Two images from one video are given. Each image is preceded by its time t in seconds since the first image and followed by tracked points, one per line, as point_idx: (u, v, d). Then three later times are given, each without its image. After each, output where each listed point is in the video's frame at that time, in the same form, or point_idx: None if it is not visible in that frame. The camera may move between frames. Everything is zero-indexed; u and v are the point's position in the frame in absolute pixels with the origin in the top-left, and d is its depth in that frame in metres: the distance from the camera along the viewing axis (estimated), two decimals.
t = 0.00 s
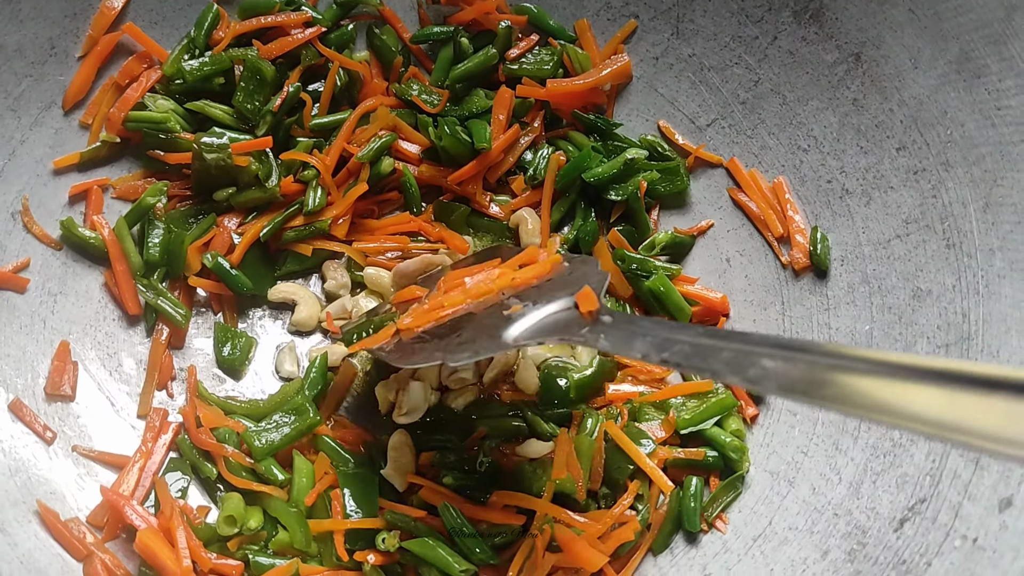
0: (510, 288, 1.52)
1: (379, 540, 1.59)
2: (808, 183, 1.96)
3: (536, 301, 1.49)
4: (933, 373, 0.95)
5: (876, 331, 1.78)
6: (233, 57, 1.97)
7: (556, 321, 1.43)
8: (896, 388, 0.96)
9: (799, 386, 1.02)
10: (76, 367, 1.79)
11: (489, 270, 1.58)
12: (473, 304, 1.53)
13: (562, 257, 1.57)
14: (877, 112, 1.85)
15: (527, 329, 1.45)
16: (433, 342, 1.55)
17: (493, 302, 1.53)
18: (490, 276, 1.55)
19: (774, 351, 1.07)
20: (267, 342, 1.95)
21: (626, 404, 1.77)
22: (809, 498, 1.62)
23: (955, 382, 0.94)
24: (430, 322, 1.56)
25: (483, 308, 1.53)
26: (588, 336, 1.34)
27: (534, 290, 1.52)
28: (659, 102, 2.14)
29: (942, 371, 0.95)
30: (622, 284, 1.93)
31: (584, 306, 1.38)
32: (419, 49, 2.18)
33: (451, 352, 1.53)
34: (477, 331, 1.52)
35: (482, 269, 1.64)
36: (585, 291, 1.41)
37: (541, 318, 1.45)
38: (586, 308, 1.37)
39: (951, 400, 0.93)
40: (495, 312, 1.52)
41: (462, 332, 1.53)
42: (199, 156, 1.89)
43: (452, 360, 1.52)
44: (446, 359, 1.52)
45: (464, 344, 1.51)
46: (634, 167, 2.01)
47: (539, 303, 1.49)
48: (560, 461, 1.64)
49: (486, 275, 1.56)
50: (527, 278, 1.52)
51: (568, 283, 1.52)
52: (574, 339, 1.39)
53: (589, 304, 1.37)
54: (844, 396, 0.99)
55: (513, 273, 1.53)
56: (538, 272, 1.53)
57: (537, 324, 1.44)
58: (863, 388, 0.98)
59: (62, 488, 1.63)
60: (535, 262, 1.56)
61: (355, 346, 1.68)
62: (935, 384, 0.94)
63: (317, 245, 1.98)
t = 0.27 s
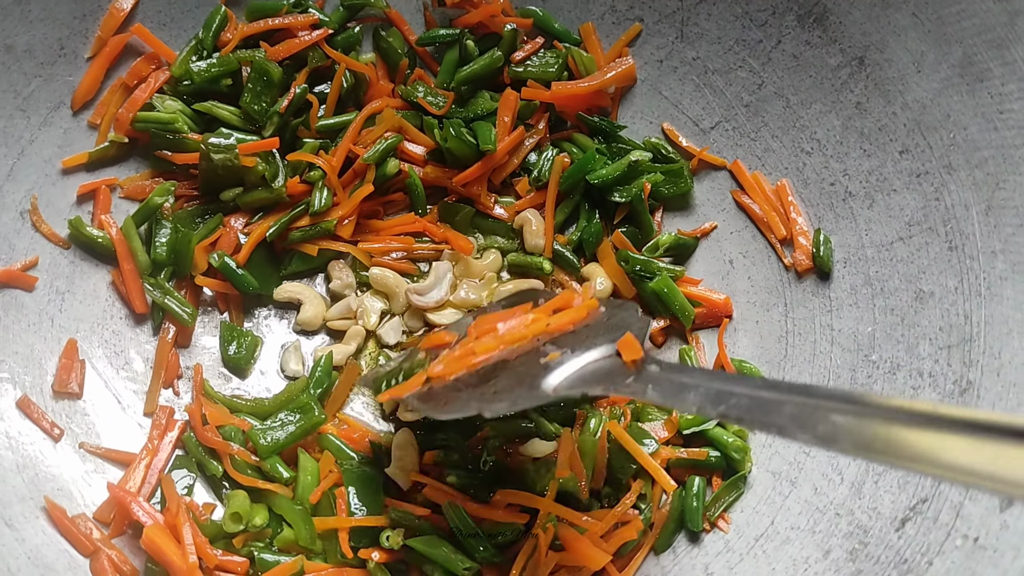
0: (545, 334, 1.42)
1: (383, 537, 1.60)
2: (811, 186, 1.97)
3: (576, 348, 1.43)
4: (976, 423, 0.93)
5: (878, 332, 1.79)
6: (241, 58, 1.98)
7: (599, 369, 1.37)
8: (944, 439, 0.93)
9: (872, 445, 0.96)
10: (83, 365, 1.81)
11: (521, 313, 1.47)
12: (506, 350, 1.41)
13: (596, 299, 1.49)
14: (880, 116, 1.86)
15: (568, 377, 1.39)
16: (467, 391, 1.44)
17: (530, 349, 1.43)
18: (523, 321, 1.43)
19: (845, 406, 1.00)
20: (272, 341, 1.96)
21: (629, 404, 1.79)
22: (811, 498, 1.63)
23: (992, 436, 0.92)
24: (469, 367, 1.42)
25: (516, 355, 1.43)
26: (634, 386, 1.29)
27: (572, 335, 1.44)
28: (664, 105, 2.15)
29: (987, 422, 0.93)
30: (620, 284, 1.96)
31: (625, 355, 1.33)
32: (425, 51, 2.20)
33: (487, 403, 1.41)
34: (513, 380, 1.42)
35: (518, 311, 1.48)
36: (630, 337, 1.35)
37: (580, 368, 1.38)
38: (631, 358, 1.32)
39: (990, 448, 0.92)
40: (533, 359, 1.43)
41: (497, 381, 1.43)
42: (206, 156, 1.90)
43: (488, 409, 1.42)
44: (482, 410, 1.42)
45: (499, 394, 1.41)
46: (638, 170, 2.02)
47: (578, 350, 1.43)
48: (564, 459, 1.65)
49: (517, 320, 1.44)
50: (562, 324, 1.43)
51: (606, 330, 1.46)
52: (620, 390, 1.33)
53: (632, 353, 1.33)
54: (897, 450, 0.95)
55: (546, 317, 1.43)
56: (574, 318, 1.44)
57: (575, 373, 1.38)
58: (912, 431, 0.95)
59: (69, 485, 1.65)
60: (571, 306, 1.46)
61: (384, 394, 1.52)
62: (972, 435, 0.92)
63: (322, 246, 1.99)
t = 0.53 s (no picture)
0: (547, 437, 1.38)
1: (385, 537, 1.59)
2: (815, 188, 1.97)
3: (583, 457, 1.37)
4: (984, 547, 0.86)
5: (882, 334, 1.77)
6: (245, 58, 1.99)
7: (604, 480, 1.33)
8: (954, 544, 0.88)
9: (908, 574, 0.89)
10: (87, 363, 1.81)
11: (524, 417, 1.42)
12: (507, 455, 1.39)
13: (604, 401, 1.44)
14: (884, 117, 1.86)
15: (572, 489, 1.34)
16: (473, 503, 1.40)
17: (535, 455, 1.40)
18: (524, 425, 1.39)
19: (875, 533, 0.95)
20: (275, 341, 1.96)
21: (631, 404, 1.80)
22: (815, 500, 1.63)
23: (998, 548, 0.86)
24: (468, 474, 1.40)
25: (519, 459, 1.40)
26: (644, 502, 1.24)
27: (576, 441, 1.40)
28: (667, 106, 2.15)
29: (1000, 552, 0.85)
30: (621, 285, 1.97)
31: (636, 465, 1.27)
32: (429, 52, 2.19)
33: (488, 518, 1.38)
34: (504, 484, 1.40)
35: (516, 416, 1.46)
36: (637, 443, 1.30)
37: (580, 482, 1.34)
38: (641, 467, 1.27)
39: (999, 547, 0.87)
40: (536, 469, 1.39)
41: (494, 491, 1.40)
42: (210, 155, 1.90)
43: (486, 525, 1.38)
44: (483, 526, 1.38)
45: (499, 510, 1.38)
46: (641, 170, 2.02)
47: (584, 458, 1.37)
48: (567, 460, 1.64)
49: (522, 422, 1.40)
50: (567, 428, 1.39)
51: (614, 434, 1.40)
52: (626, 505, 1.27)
53: (642, 463, 1.27)
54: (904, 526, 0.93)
55: (551, 419, 1.39)
56: (580, 421, 1.39)
57: (577, 486, 1.34)
58: (945, 558, 0.88)
59: (72, 483, 1.65)
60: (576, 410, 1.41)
61: (377, 505, 1.43)
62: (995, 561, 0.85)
63: (325, 245, 1.99)
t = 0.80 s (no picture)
0: (541, 300, 1.31)
1: (379, 537, 1.59)
2: (810, 191, 1.97)
3: (568, 311, 1.30)
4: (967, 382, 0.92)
5: (876, 337, 1.79)
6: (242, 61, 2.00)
7: (589, 332, 1.27)
8: (939, 397, 0.92)
9: (838, 397, 0.96)
10: (81, 365, 1.81)
11: (519, 278, 1.35)
12: (503, 315, 1.31)
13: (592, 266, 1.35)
14: (879, 121, 1.87)
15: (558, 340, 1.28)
16: (463, 348, 1.35)
17: (525, 310, 1.31)
18: (520, 287, 1.33)
19: (807, 362, 1.01)
20: (270, 342, 1.96)
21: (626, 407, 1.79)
22: (807, 502, 1.63)
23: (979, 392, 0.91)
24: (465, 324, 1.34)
25: (512, 321, 1.31)
26: (619, 347, 1.21)
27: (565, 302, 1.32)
28: (663, 109, 2.16)
29: (982, 384, 0.91)
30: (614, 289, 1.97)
31: (613, 319, 1.24)
32: (425, 55, 2.20)
33: (483, 360, 1.35)
34: (509, 338, 1.32)
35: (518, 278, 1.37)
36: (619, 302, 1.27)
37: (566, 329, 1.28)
38: (619, 320, 1.24)
39: (988, 409, 0.90)
40: (525, 324, 1.30)
41: (492, 340, 1.33)
42: (205, 158, 1.91)
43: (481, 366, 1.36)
44: (475, 367, 1.36)
45: (493, 353, 1.34)
46: (636, 173, 2.03)
47: (570, 312, 1.30)
48: (561, 462, 1.66)
49: (517, 285, 1.34)
50: (559, 292, 1.32)
51: (602, 295, 1.31)
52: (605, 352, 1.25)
53: (621, 317, 1.24)
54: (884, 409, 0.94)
55: (543, 284, 1.33)
56: (571, 286, 1.32)
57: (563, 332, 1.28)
58: (925, 403, 0.92)
59: (65, 485, 1.65)
60: (565, 275, 1.34)
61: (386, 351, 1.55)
62: (979, 396, 0.91)
63: (321, 248, 1.99)
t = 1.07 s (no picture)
0: (434, 217, 1.44)
1: (383, 552, 1.59)
2: (819, 203, 1.96)
3: (458, 229, 1.43)
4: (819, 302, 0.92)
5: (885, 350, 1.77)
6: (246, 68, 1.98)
7: (474, 250, 1.38)
8: (794, 321, 0.92)
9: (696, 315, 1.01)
10: (84, 376, 1.79)
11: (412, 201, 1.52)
12: (395, 231, 1.45)
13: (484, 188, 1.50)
14: (889, 132, 1.85)
15: (446, 259, 1.40)
16: (355, 267, 1.45)
17: (416, 231, 1.44)
18: (411, 209, 1.47)
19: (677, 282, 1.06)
20: (274, 353, 1.94)
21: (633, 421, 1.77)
22: (817, 519, 1.61)
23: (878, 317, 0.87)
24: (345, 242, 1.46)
25: (401, 237, 1.45)
26: (503, 264, 1.32)
27: (456, 220, 1.45)
28: (670, 118, 2.14)
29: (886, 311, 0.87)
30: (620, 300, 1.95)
31: (501, 236, 1.36)
32: (431, 63, 2.19)
33: (372, 279, 1.44)
34: (400, 257, 1.44)
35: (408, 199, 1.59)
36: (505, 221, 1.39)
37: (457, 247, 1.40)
38: (505, 236, 1.35)
39: (846, 332, 0.89)
40: (417, 241, 1.44)
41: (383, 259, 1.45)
42: (210, 167, 1.89)
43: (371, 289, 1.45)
44: (365, 283, 1.43)
45: (383, 271, 1.44)
46: (644, 183, 2.01)
47: (462, 230, 1.43)
48: (567, 476, 1.64)
49: (412, 207, 1.48)
50: (452, 209, 1.45)
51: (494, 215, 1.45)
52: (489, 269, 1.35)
53: (508, 233, 1.36)
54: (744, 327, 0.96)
55: (437, 203, 1.46)
56: (464, 202, 1.46)
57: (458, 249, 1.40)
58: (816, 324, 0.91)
59: (68, 499, 1.63)
60: (456, 194, 1.49)
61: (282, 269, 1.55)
62: (842, 320, 0.89)
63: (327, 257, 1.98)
